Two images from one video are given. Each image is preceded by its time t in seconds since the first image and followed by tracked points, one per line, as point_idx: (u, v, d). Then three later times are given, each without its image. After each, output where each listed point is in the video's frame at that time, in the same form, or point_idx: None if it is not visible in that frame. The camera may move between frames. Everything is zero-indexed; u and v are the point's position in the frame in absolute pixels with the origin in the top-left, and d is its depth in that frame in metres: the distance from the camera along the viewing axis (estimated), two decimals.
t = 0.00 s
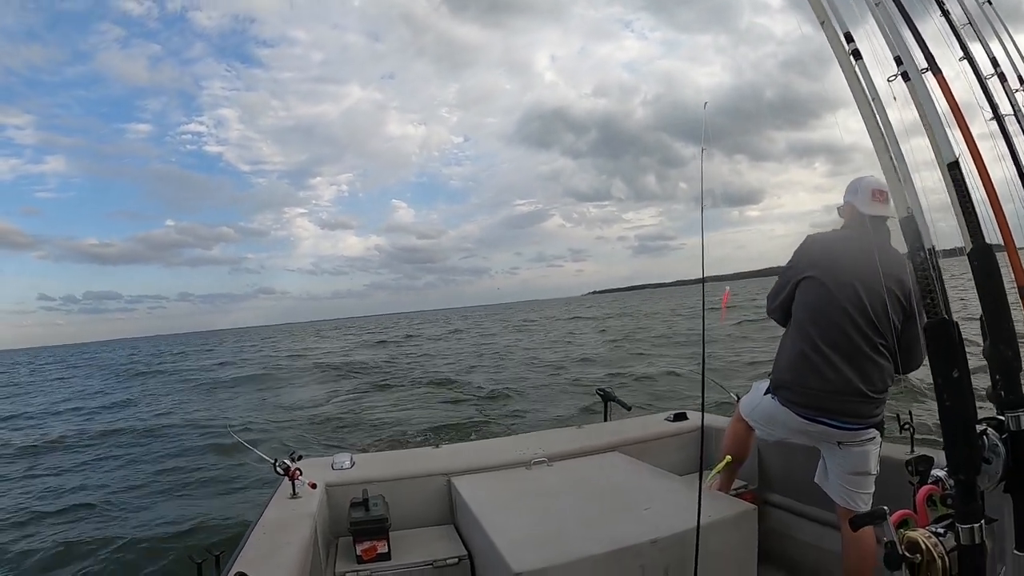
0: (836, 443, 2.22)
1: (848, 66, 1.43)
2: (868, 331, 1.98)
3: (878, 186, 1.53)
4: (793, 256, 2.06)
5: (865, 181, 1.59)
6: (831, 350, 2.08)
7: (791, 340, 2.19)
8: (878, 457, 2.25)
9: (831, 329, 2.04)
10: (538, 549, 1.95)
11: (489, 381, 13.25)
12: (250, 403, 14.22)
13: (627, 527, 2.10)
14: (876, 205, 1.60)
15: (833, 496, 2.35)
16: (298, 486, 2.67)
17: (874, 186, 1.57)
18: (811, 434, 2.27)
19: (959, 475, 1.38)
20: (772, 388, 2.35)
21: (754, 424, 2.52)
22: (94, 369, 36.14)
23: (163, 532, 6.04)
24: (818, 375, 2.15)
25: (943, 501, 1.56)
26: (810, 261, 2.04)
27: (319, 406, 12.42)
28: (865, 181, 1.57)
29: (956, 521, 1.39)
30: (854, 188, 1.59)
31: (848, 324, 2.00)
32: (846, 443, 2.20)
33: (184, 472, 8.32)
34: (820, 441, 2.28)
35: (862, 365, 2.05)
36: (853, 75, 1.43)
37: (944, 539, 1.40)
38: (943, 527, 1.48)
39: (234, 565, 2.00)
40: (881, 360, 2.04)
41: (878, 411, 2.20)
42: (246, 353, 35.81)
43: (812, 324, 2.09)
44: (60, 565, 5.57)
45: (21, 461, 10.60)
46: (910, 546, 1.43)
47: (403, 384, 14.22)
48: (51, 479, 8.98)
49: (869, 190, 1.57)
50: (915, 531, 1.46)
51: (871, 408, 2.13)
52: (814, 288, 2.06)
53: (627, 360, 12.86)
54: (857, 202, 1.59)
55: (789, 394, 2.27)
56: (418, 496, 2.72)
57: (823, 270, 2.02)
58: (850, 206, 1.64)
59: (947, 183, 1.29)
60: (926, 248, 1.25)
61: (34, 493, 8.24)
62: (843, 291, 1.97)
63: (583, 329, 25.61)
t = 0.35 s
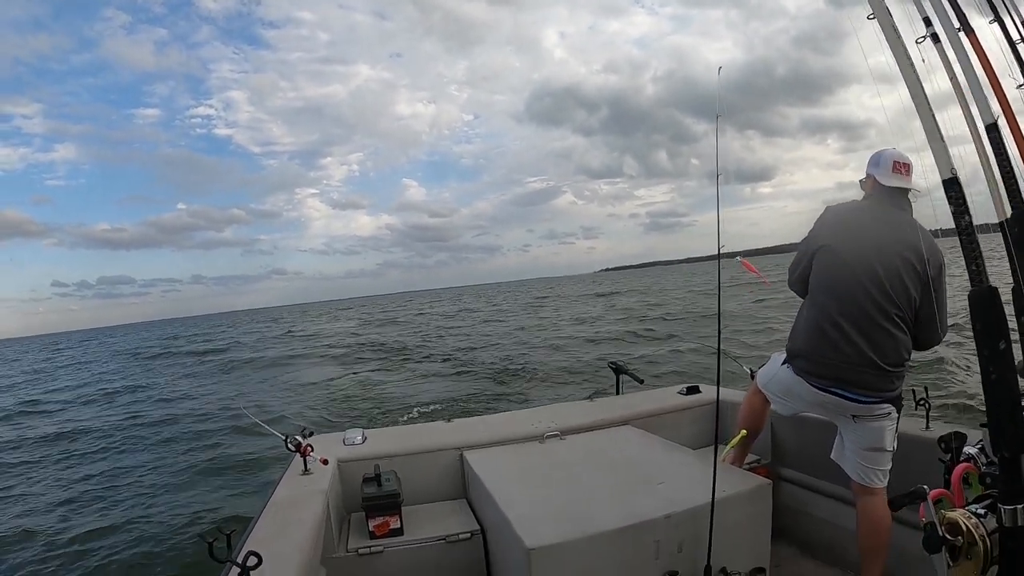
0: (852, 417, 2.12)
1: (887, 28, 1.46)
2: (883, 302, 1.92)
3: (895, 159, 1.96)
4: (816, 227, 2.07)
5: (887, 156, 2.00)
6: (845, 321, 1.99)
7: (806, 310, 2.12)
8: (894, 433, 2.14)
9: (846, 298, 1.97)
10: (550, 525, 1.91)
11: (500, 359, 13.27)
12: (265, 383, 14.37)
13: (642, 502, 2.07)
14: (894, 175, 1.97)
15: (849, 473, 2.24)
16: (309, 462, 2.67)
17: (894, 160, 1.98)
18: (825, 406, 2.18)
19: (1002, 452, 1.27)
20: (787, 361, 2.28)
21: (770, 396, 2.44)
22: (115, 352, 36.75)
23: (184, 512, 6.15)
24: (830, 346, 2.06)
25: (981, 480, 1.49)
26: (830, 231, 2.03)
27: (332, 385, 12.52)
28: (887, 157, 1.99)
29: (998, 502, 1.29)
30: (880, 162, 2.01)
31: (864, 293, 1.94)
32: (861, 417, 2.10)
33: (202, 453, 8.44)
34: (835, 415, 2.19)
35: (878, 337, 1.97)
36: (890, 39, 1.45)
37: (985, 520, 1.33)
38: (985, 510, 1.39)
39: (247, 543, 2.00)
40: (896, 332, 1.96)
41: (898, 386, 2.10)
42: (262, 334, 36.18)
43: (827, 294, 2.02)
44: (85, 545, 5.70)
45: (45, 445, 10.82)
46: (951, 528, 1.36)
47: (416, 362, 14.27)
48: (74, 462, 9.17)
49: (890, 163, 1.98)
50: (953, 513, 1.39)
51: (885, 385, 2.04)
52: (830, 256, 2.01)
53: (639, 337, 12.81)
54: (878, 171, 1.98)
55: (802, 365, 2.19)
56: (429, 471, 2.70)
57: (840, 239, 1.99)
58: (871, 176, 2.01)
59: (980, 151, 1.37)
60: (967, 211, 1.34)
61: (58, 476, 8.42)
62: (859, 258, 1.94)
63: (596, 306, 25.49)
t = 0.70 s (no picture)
0: (846, 414, 2.12)
1: (891, 23, 1.45)
2: (877, 302, 1.93)
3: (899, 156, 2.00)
4: (815, 225, 2.09)
5: (887, 156, 2.03)
6: (838, 318, 2.00)
7: (802, 307, 2.13)
8: (889, 431, 2.14)
9: (839, 295, 1.98)
10: (551, 521, 1.92)
11: (500, 356, 13.30)
12: (268, 381, 14.41)
13: (641, 498, 2.07)
14: (894, 175, 1.99)
15: (845, 471, 2.24)
16: (308, 457, 2.67)
17: (895, 158, 2.02)
18: (822, 405, 2.18)
19: (1006, 447, 1.28)
20: (784, 357, 2.29)
21: (767, 392, 2.44)
22: (119, 351, 36.86)
23: (188, 510, 6.17)
24: (823, 343, 2.07)
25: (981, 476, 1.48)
26: (827, 230, 2.05)
27: (335, 382, 12.55)
28: (889, 156, 2.03)
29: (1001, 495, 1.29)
30: (881, 161, 2.04)
31: (857, 292, 1.94)
32: (855, 415, 2.10)
33: (205, 451, 8.46)
34: (830, 413, 2.19)
35: (871, 335, 1.97)
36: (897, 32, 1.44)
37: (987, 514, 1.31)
38: (986, 502, 1.37)
39: (247, 537, 2.00)
40: (891, 331, 1.96)
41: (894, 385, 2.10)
42: (265, 332, 36.25)
43: (822, 292, 2.03)
44: (90, 543, 5.73)
45: (49, 445, 10.87)
46: (953, 521, 1.33)
47: (419, 359, 14.29)
48: (78, 461, 9.21)
49: (891, 161, 2.02)
50: (956, 505, 1.35)
51: (879, 384, 2.03)
52: (826, 254, 2.02)
53: (641, 333, 12.83)
54: (878, 171, 2.01)
55: (797, 361, 2.20)
56: (428, 467, 2.71)
57: (836, 237, 2.00)
58: (871, 177, 2.05)
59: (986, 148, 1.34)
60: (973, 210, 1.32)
61: (62, 476, 8.46)
62: (854, 257, 1.95)
63: (599, 302, 25.51)
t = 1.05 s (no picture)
0: (837, 422, 2.15)
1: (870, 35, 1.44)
2: (867, 310, 1.95)
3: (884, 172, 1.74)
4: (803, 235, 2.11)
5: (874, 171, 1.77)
6: (830, 326, 2.03)
7: (793, 315, 2.15)
8: (880, 439, 2.17)
9: (830, 303, 2.01)
10: (546, 526, 1.94)
11: (499, 362, 13.28)
12: (268, 386, 14.40)
13: (636, 504, 2.09)
14: (881, 188, 1.76)
15: (836, 478, 2.27)
16: (307, 462, 2.69)
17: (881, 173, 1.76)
18: (814, 414, 2.20)
19: (974, 450, 1.33)
20: (776, 364, 2.31)
21: (760, 401, 2.47)
22: (116, 356, 36.74)
23: (188, 516, 6.17)
24: (815, 350, 2.10)
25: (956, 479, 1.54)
26: (815, 239, 2.06)
27: (335, 388, 12.55)
28: (875, 171, 1.76)
29: (971, 498, 1.36)
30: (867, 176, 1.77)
31: (847, 299, 1.97)
32: (846, 422, 2.13)
33: (205, 457, 8.46)
34: (821, 421, 2.21)
35: (860, 341, 2.00)
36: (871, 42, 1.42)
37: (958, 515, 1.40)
38: (959, 505, 1.45)
39: (247, 542, 2.03)
40: (881, 337, 1.98)
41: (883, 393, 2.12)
42: (266, 337, 36.22)
43: (813, 298, 2.05)
44: (89, 549, 5.72)
45: (49, 450, 10.84)
46: (925, 522, 1.43)
47: (419, 365, 14.30)
48: (78, 466, 9.20)
49: (877, 176, 1.76)
50: (929, 507, 1.45)
51: (869, 389, 2.06)
52: (817, 262, 2.04)
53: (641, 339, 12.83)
54: (865, 184, 1.77)
55: (789, 368, 2.23)
56: (426, 474, 2.72)
57: (825, 246, 2.01)
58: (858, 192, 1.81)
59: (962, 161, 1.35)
60: (943, 220, 1.27)
61: (61, 482, 8.45)
62: (844, 265, 1.96)
63: (599, 308, 25.49)
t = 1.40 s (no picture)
0: (858, 415, 2.11)
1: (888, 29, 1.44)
2: (888, 302, 1.94)
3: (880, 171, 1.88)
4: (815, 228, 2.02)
5: (867, 168, 1.89)
6: (855, 320, 1.97)
7: (811, 310, 2.07)
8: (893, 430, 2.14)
9: (854, 296, 1.96)
10: (563, 512, 1.94)
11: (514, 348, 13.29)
12: (288, 370, 14.60)
13: (655, 492, 2.08)
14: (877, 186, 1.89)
15: (849, 470, 2.23)
16: (328, 446, 2.72)
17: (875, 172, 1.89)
18: (832, 408, 2.15)
19: (990, 438, 1.27)
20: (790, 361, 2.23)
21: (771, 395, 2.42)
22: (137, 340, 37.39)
23: (211, 498, 6.30)
24: (839, 345, 2.03)
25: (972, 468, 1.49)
26: (829, 234, 1.99)
27: (353, 372, 12.67)
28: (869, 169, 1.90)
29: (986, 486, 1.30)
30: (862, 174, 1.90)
31: (873, 294, 1.94)
32: (867, 415, 2.09)
33: (226, 440, 8.62)
34: (839, 415, 2.17)
35: (885, 335, 1.98)
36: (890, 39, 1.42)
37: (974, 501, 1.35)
38: (974, 492, 1.40)
39: (270, 522, 2.05)
40: (899, 328, 1.99)
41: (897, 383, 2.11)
42: (286, 321, 36.67)
43: (836, 294, 1.99)
44: (116, 528, 5.88)
45: (74, 431, 11.11)
46: (941, 507, 1.38)
47: (436, 350, 14.36)
48: (103, 447, 9.42)
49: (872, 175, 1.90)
50: (945, 494, 1.40)
51: (891, 380, 2.05)
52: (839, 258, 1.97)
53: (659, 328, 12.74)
54: (860, 182, 1.89)
55: (809, 365, 2.14)
56: (445, 458, 2.74)
57: (846, 241, 1.96)
58: (853, 189, 1.92)
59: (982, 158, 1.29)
60: (963, 212, 1.27)
61: (89, 462, 8.68)
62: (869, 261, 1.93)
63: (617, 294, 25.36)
